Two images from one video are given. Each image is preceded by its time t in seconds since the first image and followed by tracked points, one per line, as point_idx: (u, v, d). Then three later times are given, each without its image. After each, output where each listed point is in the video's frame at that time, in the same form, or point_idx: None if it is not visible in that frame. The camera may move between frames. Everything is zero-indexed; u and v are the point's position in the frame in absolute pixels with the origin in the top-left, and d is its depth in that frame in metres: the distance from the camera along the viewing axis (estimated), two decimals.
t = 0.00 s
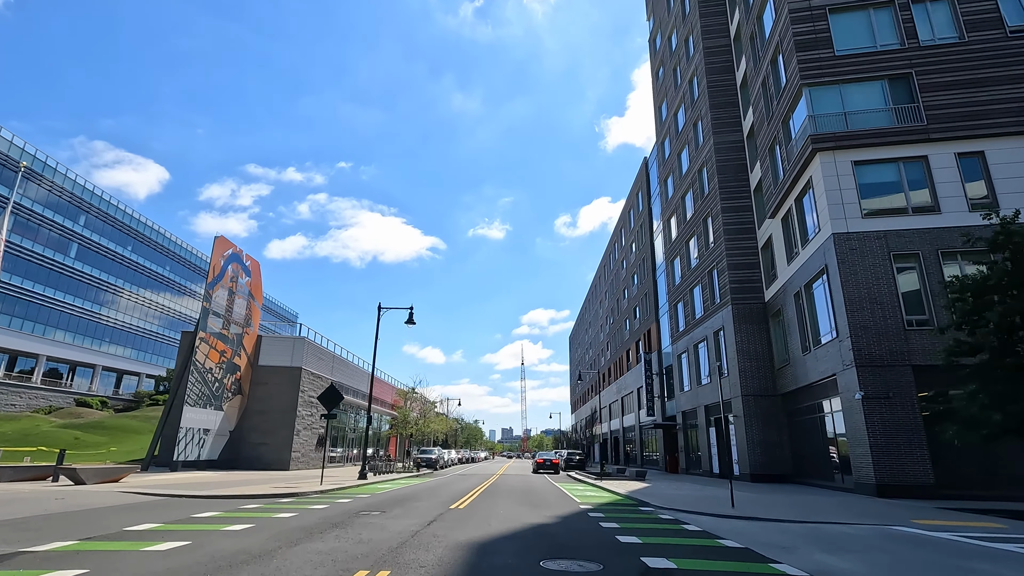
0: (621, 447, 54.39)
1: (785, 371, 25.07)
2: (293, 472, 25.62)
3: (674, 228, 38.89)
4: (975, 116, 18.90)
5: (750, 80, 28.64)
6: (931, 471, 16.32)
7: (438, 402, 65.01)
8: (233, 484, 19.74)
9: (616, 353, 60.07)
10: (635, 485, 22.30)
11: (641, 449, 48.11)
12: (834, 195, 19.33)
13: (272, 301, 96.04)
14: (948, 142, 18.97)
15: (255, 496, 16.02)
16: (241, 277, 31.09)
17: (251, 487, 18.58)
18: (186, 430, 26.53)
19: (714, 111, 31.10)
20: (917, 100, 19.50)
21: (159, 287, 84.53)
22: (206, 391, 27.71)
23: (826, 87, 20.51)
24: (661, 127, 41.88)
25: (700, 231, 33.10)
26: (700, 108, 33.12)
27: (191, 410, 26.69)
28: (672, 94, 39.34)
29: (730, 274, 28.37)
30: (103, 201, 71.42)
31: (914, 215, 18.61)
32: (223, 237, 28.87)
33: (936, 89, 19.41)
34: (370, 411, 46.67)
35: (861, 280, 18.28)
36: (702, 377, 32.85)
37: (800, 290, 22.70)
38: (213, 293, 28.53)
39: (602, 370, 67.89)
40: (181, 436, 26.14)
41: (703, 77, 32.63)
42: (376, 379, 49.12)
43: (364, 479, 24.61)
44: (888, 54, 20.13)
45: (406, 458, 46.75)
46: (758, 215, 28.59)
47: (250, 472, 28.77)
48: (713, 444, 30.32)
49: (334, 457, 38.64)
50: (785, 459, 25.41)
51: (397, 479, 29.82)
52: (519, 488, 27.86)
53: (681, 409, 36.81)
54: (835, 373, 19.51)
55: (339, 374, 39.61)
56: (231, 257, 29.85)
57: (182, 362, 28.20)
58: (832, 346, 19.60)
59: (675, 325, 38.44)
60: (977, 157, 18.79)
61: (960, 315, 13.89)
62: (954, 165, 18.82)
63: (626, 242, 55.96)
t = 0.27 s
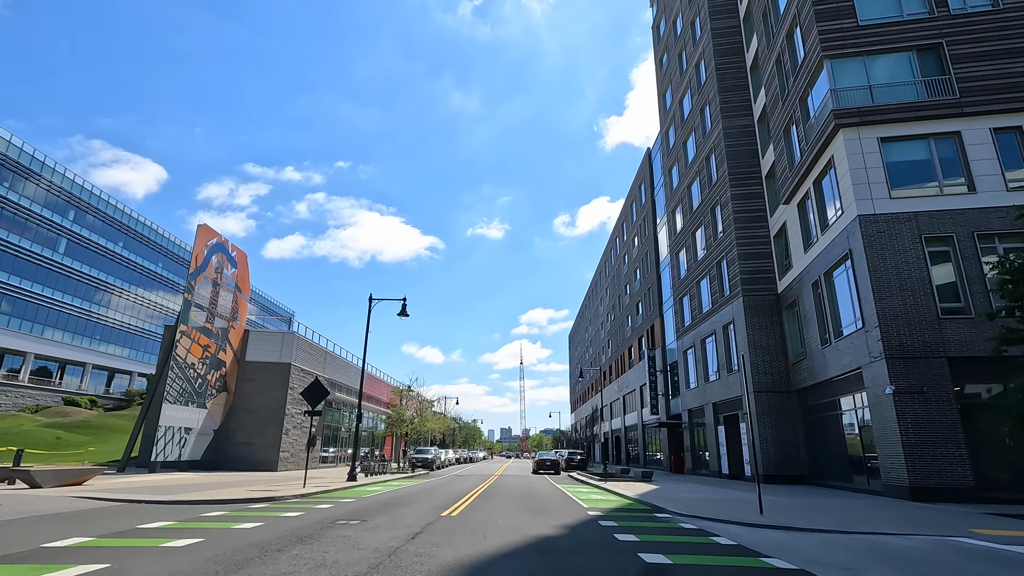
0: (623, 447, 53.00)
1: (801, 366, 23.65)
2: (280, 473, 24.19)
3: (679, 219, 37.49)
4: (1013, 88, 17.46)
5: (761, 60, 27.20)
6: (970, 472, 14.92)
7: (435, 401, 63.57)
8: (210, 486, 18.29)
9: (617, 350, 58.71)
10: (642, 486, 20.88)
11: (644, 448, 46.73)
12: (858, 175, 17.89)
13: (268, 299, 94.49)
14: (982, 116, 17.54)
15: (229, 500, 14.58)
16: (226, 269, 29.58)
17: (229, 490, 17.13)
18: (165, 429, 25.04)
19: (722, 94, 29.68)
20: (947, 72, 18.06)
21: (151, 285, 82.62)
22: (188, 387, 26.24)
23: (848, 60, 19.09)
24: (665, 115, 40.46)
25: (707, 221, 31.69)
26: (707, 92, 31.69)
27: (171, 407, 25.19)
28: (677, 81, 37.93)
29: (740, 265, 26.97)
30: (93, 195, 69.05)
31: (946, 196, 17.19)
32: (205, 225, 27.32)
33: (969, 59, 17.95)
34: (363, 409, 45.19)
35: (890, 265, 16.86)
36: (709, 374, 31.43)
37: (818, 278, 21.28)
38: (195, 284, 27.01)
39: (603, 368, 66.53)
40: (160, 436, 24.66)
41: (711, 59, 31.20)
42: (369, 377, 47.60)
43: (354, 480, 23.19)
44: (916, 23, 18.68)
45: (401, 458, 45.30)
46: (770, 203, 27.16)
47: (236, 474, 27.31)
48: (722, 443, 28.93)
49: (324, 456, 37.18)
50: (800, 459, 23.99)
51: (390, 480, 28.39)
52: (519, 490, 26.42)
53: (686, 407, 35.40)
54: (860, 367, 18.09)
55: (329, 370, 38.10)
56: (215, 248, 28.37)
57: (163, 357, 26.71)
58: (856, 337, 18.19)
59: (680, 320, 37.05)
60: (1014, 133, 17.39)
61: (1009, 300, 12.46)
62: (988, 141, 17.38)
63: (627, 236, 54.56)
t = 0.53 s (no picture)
0: (625, 447, 51.74)
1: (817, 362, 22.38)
2: (266, 474, 22.89)
3: (684, 211, 36.24)
4: None
5: (773, 41, 25.95)
6: (1013, 474, 13.64)
7: (433, 400, 62.24)
8: (186, 489, 16.94)
9: (619, 348, 57.53)
10: (651, 489, 19.61)
11: (648, 448, 45.50)
12: (885, 153, 16.61)
13: (267, 298, 93.11)
14: (1019, 91, 16.27)
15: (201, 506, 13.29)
16: (211, 261, 28.14)
17: (206, 493, 15.83)
18: (145, 429, 23.71)
19: (731, 78, 28.43)
20: (980, 44, 16.79)
21: (147, 283, 80.98)
22: (169, 384, 24.93)
23: (872, 32, 17.82)
24: (670, 105, 39.23)
25: (714, 212, 30.47)
26: (714, 78, 30.43)
27: (151, 406, 23.86)
28: (682, 69, 36.69)
29: (751, 255, 25.71)
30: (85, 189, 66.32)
31: (982, 175, 15.93)
32: (189, 213, 25.97)
33: (1004, 29, 16.67)
34: (357, 408, 43.87)
35: (920, 250, 15.59)
36: (717, 371, 30.13)
37: (837, 268, 20.00)
38: (178, 276, 25.67)
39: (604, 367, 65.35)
40: (139, 435, 23.34)
41: (718, 43, 29.94)
42: (364, 374, 46.25)
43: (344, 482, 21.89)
44: None
45: (397, 458, 44.09)
46: (782, 190, 25.91)
47: (221, 475, 26.00)
48: (731, 443, 27.70)
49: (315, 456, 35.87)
50: (815, 459, 22.73)
51: (383, 481, 27.14)
52: (520, 494, 25.10)
53: (692, 406, 34.12)
54: (886, 361, 16.81)
55: (320, 367, 36.78)
56: (199, 239, 26.95)
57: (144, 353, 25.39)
58: (882, 329, 16.90)
59: (685, 316, 35.81)
60: None
61: None
62: None
63: (630, 231, 53.34)
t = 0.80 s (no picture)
0: (627, 447, 50.26)
1: (838, 355, 20.91)
2: (248, 476, 21.41)
3: (691, 201, 34.80)
4: None
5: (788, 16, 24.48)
6: None
7: (430, 399, 60.69)
8: (154, 492, 15.43)
9: (621, 346, 56.10)
10: (662, 491, 18.14)
11: (651, 448, 44.10)
12: (921, 124, 15.14)
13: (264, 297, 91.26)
14: None
15: (162, 512, 11.80)
16: (192, 251, 26.55)
17: (173, 497, 14.32)
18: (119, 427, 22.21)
19: (742, 58, 26.97)
20: None
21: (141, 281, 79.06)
22: (146, 380, 23.41)
23: None
24: (675, 91, 37.77)
25: (724, 200, 29.03)
26: (724, 58, 28.95)
27: (126, 403, 22.35)
28: (689, 53, 35.21)
29: (765, 243, 24.26)
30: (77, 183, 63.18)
31: None
32: (167, 198, 24.43)
33: None
34: (350, 406, 42.34)
35: (963, 229, 14.13)
36: (727, 367, 28.65)
37: (863, 253, 18.53)
38: (156, 265, 24.07)
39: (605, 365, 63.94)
40: (112, 434, 21.86)
41: (729, 21, 28.46)
42: (358, 371, 44.71)
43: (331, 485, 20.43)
44: None
45: (392, 459, 42.61)
46: (797, 174, 24.46)
47: (203, 477, 24.52)
48: (742, 442, 26.27)
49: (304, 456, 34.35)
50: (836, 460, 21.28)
51: (375, 482, 25.65)
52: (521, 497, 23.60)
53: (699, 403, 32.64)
54: (922, 351, 15.35)
55: (310, 362, 35.25)
56: (178, 226, 25.37)
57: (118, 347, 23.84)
58: (918, 317, 15.43)
59: (692, 310, 34.38)
60: None
61: None
62: None
63: (632, 225, 51.90)
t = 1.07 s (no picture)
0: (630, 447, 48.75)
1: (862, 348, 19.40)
2: (227, 477, 19.88)
3: (699, 190, 33.31)
4: None
5: None
6: None
7: (426, 397, 59.09)
8: (113, 498, 13.88)
9: (623, 343, 54.61)
10: (676, 495, 16.65)
11: (655, 447, 42.60)
12: (966, 87, 13.63)
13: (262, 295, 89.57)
14: None
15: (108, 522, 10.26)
16: (171, 237, 24.95)
17: (130, 503, 12.77)
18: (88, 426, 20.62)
19: (755, 35, 25.48)
20: None
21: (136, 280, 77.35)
22: (118, 374, 21.80)
23: None
24: (682, 76, 36.27)
25: (734, 186, 27.54)
26: (735, 37, 27.45)
27: (96, 400, 20.76)
28: (696, 35, 33.71)
29: (781, 230, 22.75)
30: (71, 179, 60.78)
31: None
32: (142, 181, 22.99)
33: None
34: (343, 404, 40.73)
35: (1017, 202, 12.61)
36: (739, 361, 27.15)
37: (893, 235, 17.02)
38: (131, 252, 22.45)
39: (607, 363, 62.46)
40: (81, 433, 20.30)
41: None
42: (351, 368, 43.14)
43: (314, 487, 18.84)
44: None
45: (386, 459, 41.06)
46: (815, 156, 22.95)
47: (182, 478, 22.97)
48: (756, 441, 24.78)
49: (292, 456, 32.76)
50: (859, 460, 19.79)
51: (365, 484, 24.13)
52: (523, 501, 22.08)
53: (708, 401, 31.12)
54: (966, 340, 13.84)
55: (299, 358, 33.70)
56: (155, 210, 23.78)
57: (88, 339, 22.19)
58: (961, 302, 13.90)
59: (699, 304, 32.88)
60: None
61: None
62: None
63: (635, 218, 50.40)
